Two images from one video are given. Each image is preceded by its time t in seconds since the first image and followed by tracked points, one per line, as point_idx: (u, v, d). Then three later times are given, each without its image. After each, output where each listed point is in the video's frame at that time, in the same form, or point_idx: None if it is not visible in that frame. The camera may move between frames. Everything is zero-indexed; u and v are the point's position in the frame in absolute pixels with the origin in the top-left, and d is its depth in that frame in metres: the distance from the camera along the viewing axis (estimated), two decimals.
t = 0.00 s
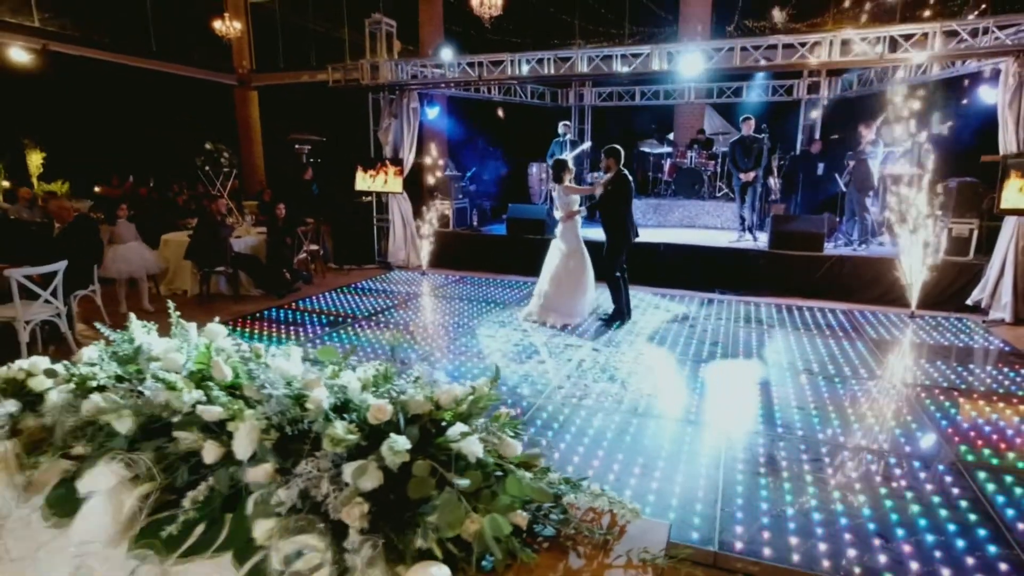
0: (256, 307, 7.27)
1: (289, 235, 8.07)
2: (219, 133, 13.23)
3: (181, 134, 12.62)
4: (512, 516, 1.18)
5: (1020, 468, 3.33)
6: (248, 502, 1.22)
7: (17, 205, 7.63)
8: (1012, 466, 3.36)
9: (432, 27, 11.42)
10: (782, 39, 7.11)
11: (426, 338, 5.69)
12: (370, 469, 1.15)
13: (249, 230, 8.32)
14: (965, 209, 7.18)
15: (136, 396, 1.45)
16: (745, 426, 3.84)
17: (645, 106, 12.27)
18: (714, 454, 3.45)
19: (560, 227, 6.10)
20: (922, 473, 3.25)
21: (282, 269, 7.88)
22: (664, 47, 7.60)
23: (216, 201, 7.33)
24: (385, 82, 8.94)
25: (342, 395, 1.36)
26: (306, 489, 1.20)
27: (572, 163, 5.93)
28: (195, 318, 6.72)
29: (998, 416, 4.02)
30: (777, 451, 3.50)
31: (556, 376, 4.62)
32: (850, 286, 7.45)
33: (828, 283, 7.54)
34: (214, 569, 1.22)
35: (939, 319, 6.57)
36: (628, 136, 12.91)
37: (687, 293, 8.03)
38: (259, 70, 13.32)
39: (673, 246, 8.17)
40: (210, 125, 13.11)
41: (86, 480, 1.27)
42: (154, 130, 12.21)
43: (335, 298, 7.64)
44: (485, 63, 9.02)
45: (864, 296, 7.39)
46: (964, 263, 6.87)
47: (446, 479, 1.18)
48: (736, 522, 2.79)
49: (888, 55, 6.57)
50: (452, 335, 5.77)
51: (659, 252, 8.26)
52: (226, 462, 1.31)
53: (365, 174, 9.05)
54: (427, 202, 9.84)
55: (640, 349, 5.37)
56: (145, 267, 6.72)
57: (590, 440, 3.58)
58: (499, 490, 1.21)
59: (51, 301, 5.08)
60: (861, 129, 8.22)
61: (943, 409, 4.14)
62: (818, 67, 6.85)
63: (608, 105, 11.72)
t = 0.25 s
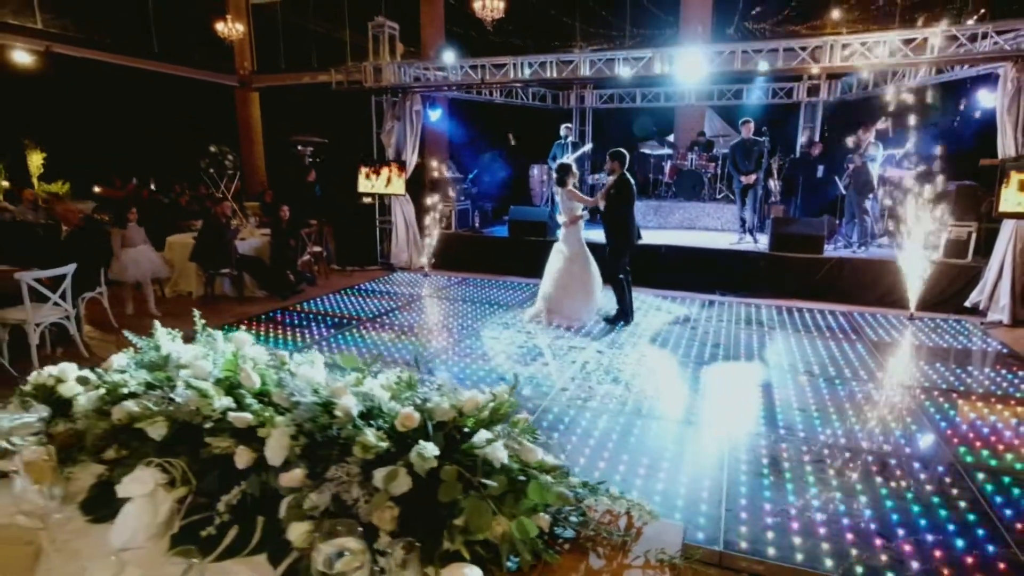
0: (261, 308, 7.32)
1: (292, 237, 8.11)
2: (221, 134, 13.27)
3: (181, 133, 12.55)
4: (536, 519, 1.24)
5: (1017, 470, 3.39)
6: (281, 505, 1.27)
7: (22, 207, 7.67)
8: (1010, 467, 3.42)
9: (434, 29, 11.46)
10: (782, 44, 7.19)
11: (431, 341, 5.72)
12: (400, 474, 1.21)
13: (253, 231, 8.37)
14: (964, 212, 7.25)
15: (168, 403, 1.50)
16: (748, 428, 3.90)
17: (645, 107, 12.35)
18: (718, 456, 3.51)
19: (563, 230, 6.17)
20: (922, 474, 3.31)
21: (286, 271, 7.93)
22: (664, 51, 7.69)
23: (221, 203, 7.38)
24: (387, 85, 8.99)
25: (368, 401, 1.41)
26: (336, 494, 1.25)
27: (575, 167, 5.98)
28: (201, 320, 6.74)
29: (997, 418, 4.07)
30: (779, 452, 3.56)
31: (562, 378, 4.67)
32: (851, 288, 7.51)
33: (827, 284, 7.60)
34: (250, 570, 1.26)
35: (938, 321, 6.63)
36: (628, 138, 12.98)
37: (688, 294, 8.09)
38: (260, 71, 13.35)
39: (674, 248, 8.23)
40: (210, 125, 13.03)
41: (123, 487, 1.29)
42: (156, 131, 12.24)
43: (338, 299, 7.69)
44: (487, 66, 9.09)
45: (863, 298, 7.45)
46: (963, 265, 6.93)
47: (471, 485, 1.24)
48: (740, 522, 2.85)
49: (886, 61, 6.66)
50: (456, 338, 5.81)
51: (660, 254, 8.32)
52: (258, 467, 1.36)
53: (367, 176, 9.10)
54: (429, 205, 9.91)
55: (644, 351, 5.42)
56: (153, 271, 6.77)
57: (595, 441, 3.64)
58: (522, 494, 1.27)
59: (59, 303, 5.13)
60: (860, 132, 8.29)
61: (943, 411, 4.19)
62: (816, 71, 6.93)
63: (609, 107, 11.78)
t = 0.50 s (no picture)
0: (266, 310, 7.38)
1: (297, 240, 8.17)
2: (223, 136, 13.31)
3: (181, 133, 12.49)
4: (560, 523, 1.31)
5: (1016, 472, 3.45)
6: (315, 512, 1.33)
7: (28, 210, 7.72)
8: (1009, 469, 3.49)
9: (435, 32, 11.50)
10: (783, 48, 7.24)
11: (437, 344, 5.75)
12: (430, 482, 1.27)
13: (257, 234, 8.42)
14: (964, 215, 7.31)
15: (201, 413, 1.56)
16: (752, 430, 3.96)
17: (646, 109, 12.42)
18: (723, 458, 3.57)
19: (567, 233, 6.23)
20: (922, 476, 3.37)
21: (290, 273, 7.98)
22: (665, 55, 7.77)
23: (227, 206, 7.43)
24: (390, 88, 9.05)
25: (396, 412, 1.47)
26: (369, 501, 1.31)
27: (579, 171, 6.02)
28: (207, 323, 6.74)
29: (997, 421, 4.13)
30: (783, 454, 3.63)
31: (567, 381, 4.73)
32: (851, 290, 7.57)
33: (828, 286, 7.66)
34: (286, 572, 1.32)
35: (938, 323, 6.69)
36: (628, 139, 13.04)
37: (689, 296, 8.16)
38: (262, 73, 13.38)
39: (676, 250, 8.29)
40: (210, 125, 13.03)
41: (162, 494, 1.32)
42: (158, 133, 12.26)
43: (342, 301, 7.74)
44: (490, 69, 9.14)
45: (864, 300, 7.52)
46: (963, 267, 7.00)
47: (499, 492, 1.30)
48: (746, 523, 2.91)
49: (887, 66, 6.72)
50: (462, 340, 5.86)
51: (662, 256, 8.37)
52: (290, 474, 1.42)
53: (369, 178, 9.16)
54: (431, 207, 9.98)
55: (647, 353, 5.48)
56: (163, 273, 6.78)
57: (602, 444, 3.70)
58: (546, 500, 1.33)
59: (69, 306, 5.18)
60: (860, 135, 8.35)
61: (944, 414, 4.25)
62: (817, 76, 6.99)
63: (610, 109, 11.84)
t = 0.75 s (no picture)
0: (273, 312, 7.45)
1: (302, 242, 8.23)
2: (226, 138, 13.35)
3: (181, 134, 12.38)
4: (585, 523, 1.38)
5: (1016, 473, 3.52)
6: (351, 513, 1.40)
7: (34, 212, 7.76)
8: (1009, 470, 3.56)
9: (437, 34, 11.56)
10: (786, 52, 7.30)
11: (442, 346, 5.81)
12: (462, 485, 1.34)
13: (263, 236, 8.48)
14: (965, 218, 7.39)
15: (236, 417, 1.63)
16: (757, 431, 4.03)
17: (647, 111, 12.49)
18: (728, 459, 3.64)
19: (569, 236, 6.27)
20: (925, 477, 3.44)
21: (296, 275, 8.05)
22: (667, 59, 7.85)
23: (234, 209, 7.49)
24: (394, 91, 9.11)
25: (425, 417, 1.54)
26: (403, 502, 1.38)
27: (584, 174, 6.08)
28: (216, 325, 6.79)
29: (997, 422, 4.21)
30: (787, 454, 3.70)
31: (574, 383, 4.79)
32: (853, 292, 7.65)
33: (830, 288, 7.74)
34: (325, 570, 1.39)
35: (938, 326, 6.77)
36: (628, 140, 13.12)
37: (691, 298, 8.23)
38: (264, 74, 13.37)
39: (678, 252, 8.36)
40: (210, 125, 12.76)
41: (205, 495, 1.37)
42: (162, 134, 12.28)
43: (348, 303, 7.80)
44: (494, 73, 9.20)
45: (864, 302, 7.60)
46: (963, 270, 7.08)
47: (527, 494, 1.37)
48: (752, 523, 2.99)
49: (888, 71, 6.78)
50: (467, 342, 5.92)
51: (664, 258, 8.45)
52: (327, 477, 1.50)
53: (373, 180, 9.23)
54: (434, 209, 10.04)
55: (652, 355, 5.55)
56: (173, 275, 6.84)
57: (609, 445, 3.77)
58: (571, 502, 1.41)
59: (82, 309, 5.24)
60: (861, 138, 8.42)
61: (945, 415, 4.32)
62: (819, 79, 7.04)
63: (612, 111, 11.90)
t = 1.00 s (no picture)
0: (279, 314, 7.51)
1: (308, 244, 8.28)
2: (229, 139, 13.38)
3: (181, 133, 11.90)
4: (606, 525, 1.45)
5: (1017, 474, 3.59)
6: (382, 515, 1.47)
7: (41, 215, 7.79)
8: (1010, 472, 3.62)
9: (439, 36, 11.60)
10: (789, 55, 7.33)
11: (448, 348, 5.87)
12: (490, 489, 1.41)
13: (269, 238, 8.54)
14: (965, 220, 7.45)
15: (267, 423, 1.69)
16: (761, 433, 4.10)
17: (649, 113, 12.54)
18: (733, 460, 3.70)
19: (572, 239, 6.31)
20: (926, 478, 3.51)
21: (302, 276, 8.10)
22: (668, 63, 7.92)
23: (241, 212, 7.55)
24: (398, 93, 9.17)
25: (451, 423, 1.61)
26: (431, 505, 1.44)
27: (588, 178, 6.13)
28: (224, 327, 6.85)
29: (998, 424, 4.28)
30: (791, 456, 3.77)
31: (580, 386, 4.85)
32: (855, 294, 7.71)
33: (831, 290, 7.80)
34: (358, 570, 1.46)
35: (939, 328, 6.83)
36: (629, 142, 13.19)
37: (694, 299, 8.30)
38: (266, 75, 13.37)
39: (681, 254, 8.42)
40: (210, 125, 12.53)
41: (240, 499, 1.43)
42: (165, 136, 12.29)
43: (353, 305, 7.85)
44: (497, 76, 9.24)
45: (866, 303, 7.66)
46: (963, 272, 7.15)
47: (551, 497, 1.44)
48: (759, 523, 3.05)
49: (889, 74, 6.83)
50: (473, 344, 5.98)
51: (667, 260, 8.50)
52: (356, 481, 1.56)
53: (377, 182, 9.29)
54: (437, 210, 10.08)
55: (657, 357, 5.61)
56: (183, 278, 6.90)
57: (616, 447, 3.83)
58: (593, 504, 1.47)
59: (93, 312, 5.29)
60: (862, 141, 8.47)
61: (946, 417, 4.39)
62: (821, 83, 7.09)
63: (614, 112, 11.94)
